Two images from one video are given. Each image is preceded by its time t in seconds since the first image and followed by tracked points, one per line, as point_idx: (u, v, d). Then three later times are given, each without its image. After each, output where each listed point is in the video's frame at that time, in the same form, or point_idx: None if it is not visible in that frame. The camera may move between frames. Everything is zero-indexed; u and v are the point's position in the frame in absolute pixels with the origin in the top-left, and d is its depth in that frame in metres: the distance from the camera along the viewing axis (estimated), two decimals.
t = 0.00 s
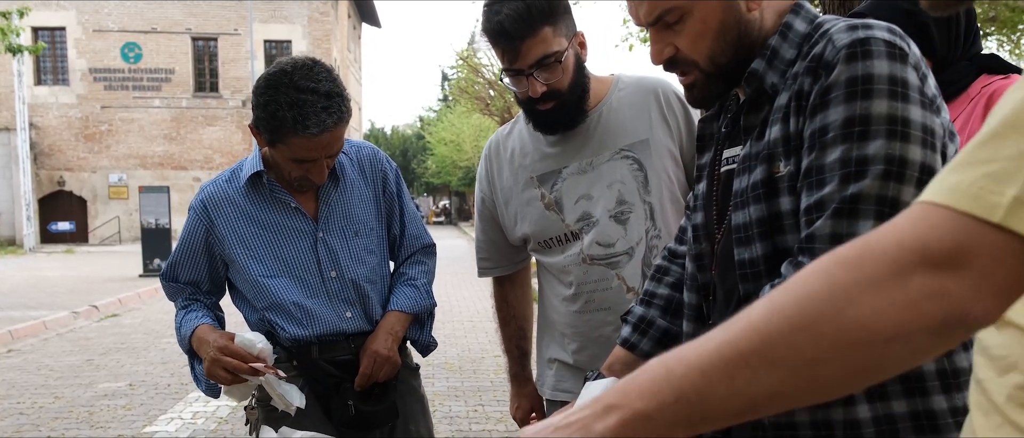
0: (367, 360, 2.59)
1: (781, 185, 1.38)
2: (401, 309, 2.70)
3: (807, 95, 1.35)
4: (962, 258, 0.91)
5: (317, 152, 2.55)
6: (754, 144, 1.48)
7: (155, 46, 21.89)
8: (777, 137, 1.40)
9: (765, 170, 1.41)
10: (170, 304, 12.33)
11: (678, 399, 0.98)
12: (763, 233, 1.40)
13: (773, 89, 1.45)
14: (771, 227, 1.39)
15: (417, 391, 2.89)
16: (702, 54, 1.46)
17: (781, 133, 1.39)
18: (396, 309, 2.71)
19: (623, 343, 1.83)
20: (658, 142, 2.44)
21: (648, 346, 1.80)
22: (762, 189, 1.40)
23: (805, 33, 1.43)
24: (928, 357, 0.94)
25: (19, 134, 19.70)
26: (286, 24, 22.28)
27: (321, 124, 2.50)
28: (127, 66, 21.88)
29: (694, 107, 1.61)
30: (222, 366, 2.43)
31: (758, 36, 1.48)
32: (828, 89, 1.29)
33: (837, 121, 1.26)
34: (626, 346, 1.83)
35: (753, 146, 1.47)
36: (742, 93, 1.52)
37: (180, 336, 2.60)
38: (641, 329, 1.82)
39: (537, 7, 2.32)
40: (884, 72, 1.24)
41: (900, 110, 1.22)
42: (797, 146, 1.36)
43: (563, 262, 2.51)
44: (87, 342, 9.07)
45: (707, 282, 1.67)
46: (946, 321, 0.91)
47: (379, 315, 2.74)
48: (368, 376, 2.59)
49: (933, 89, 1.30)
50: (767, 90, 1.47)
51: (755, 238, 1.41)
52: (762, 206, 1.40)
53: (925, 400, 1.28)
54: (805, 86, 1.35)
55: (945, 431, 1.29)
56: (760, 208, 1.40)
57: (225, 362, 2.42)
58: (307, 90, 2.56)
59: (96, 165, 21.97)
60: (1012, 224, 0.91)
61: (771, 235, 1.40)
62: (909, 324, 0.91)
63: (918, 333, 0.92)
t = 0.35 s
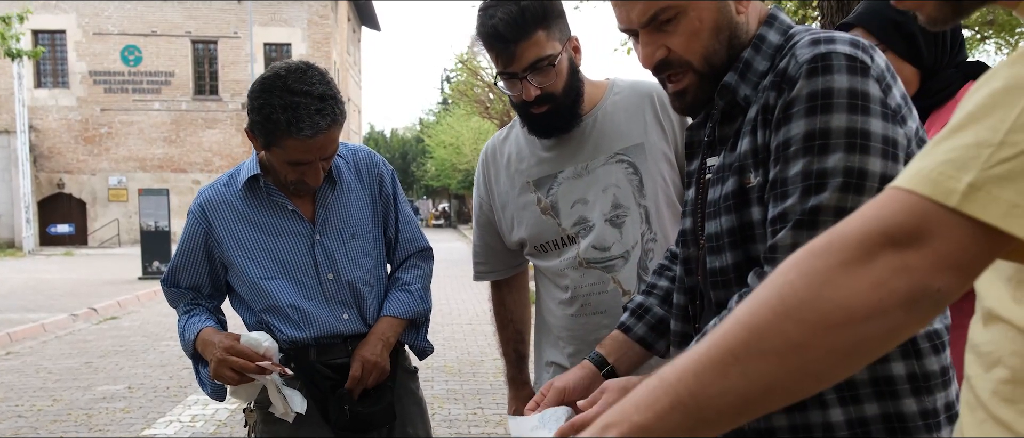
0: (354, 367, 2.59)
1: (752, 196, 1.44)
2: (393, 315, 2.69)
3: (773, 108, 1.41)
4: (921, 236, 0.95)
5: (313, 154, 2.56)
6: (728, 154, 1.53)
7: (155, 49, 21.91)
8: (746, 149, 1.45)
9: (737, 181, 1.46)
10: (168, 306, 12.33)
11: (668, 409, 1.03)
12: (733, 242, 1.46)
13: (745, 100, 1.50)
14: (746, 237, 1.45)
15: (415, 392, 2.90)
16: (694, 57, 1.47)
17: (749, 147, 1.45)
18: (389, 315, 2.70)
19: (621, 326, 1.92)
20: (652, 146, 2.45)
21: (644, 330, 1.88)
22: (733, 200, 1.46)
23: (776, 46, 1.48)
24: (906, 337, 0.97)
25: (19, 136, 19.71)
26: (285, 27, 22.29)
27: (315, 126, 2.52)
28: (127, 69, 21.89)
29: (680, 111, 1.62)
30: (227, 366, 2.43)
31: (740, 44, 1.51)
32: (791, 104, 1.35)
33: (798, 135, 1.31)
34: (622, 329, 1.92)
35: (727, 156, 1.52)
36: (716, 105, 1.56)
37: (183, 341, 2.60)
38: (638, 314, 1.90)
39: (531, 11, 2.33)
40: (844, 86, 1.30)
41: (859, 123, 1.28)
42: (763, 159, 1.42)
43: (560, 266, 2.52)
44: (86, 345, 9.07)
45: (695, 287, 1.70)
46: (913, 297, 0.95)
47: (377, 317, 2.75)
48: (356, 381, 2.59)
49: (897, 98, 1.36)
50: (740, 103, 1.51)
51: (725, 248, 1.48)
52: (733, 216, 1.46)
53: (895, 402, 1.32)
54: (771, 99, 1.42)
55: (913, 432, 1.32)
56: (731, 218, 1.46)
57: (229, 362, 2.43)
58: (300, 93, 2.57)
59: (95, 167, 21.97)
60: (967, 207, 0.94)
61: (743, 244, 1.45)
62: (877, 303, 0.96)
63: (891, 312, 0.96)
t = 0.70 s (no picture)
0: (378, 357, 2.63)
1: (744, 208, 1.49)
2: (407, 302, 2.76)
3: (766, 125, 1.46)
4: (945, 257, 0.93)
5: (307, 155, 2.58)
6: (725, 164, 1.59)
7: (155, 53, 21.92)
8: (740, 164, 1.51)
9: (730, 195, 1.52)
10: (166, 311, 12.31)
11: None
12: (722, 255, 1.54)
13: (744, 112, 1.54)
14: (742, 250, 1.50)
15: (412, 397, 2.90)
16: (705, 60, 1.50)
17: (744, 162, 1.50)
18: (402, 302, 2.77)
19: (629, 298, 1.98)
20: (649, 152, 2.47)
21: (652, 304, 1.94)
22: (725, 213, 1.53)
23: (779, 57, 1.52)
24: (934, 358, 0.95)
25: (18, 140, 19.70)
26: (285, 32, 22.31)
27: (307, 127, 2.53)
28: (127, 73, 21.90)
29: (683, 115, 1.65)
30: (225, 370, 2.42)
31: (742, 53, 1.54)
32: (784, 122, 1.39)
33: (788, 155, 1.36)
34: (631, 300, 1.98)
35: (723, 168, 1.58)
36: (716, 114, 1.60)
37: (180, 347, 2.61)
38: (649, 289, 1.96)
39: (533, 11, 2.37)
40: (837, 109, 1.33)
41: (849, 146, 1.31)
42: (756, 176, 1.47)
43: (556, 272, 2.53)
44: (83, 349, 9.06)
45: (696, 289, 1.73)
46: (941, 318, 0.93)
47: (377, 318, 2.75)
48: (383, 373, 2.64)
49: (891, 120, 1.38)
50: (739, 115, 1.55)
51: (714, 259, 1.56)
52: (724, 229, 1.53)
53: (877, 419, 1.39)
54: (767, 115, 1.46)
55: None
56: (722, 231, 1.53)
57: (227, 366, 2.42)
58: (291, 94, 2.59)
59: (94, 171, 21.96)
60: (991, 228, 0.92)
61: (732, 257, 1.53)
62: (905, 326, 0.93)
63: (918, 334, 0.93)
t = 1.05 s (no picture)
0: (355, 364, 2.63)
1: (769, 216, 1.49)
2: (393, 306, 2.75)
3: (796, 132, 1.46)
4: (952, 272, 0.92)
5: (304, 155, 2.60)
6: (743, 170, 1.60)
7: (154, 57, 21.96)
8: (766, 170, 1.51)
9: (755, 200, 1.52)
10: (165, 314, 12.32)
11: None
12: (742, 261, 1.55)
13: (770, 117, 1.56)
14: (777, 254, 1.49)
15: (410, 401, 2.92)
16: (728, 68, 1.51)
17: (772, 167, 1.50)
18: (390, 305, 2.76)
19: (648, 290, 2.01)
20: (650, 158, 2.50)
21: (671, 294, 1.98)
22: (748, 219, 1.53)
23: (804, 63, 1.53)
24: (939, 372, 0.95)
25: (17, 144, 19.73)
26: (285, 37, 22.37)
27: (304, 128, 2.56)
28: (127, 77, 21.95)
29: (702, 118, 1.68)
30: (228, 370, 2.44)
31: (766, 58, 1.55)
32: (818, 129, 1.39)
33: (822, 163, 1.36)
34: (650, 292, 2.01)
35: (744, 172, 1.59)
36: (742, 118, 1.61)
37: (182, 352, 2.62)
38: (667, 282, 2.01)
39: (541, 12, 2.43)
40: (873, 119, 1.34)
41: (883, 157, 1.32)
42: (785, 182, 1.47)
43: (556, 275, 2.56)
44: (82, 353, 9.07)
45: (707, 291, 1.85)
46: (948, 334, 0.92)
47: (366, 317, 2.75)
48: (360, 381, 2.65)
49: (920, 134, 1.39)
50: (764, 118, 1.57)
51: (734, 264, 1.57)
52: (746, 234, 1.54)
53: (893, 431, 1.38)
54: (798, 121, 1.46)
55: None
56: (745, 236, 1.54)
57: (231, 366, 2.43)
58: (287, 95, 2.62)
59: (94, 175, 21.99)
60: (998, 243, 0.91)
61: (752, 262, 1.54)
62: (911, 340, 0.93)
63: (923, 349, 0.93)
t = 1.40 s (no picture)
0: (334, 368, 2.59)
1: (786, 216, 1.47)
2: (385, 314, 2.69)
3: (823, 136, 1.43)
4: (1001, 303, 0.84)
5: (295, 148, 2.60)
6: (762, 172, 1.58)
7: (152, 60, 21.94)
8: (786, 171, 1.49)
9: (773, 200, 1.50)
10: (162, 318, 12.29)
11: None
12: (770, 261, 1.50)
13: (784, 117, 1.56)
14: (801, 254, 1.46)
15: (408, 405, 2.91)
16: (728, 72, 1.54)
17: (792, 167, 1.48)
18: (382, 313, 2.70)
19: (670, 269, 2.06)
20: (650, 163, 2.50)
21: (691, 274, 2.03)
22: (768, 218, 1.50)
23: (820, 64, 1.54)
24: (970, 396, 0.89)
25: (14, 146, 19.70)
26: (284, 39, 22.37)
27: (293, 119, 2.58)
28: (124, 80, 21.93)
29: (709, 120, 1.72)
30: (257, 366, 2.44)
31: (779, 58, 1.57)
32: (852, 131, 1.35)
33: (864, 163, 1.32)
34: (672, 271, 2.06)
35: (762, 174, 1.57)
36: (756, 117, 1.63)
37: (189, 359, 2.60)
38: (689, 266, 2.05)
39: (550, 13, 2.45)
40: (905, 118, 1.31)
41: (923, 158, 1.30)
42: (810, 185, 1.44)
43: (555, 278, 2.55)
44: (79, 356, 9.04)
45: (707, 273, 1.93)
46: (988, 365, 0.86)
47: (365, 313, 2.76)
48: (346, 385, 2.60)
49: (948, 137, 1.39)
50: (779, 118, 1.58)
51: (760, 266, 1.52)
52: (769, 234, 1.50)
53: None
54: (822, 123, 1.44)
55: None
56: (767, 236, 1.50)
57: (260, 362, 2.44)
58: (274, 88, 2.64)
59: (90, 178, 21.95)
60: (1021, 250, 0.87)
61: (776, 263, 1.50)
62: (950, 367, 0.85)
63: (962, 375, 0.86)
